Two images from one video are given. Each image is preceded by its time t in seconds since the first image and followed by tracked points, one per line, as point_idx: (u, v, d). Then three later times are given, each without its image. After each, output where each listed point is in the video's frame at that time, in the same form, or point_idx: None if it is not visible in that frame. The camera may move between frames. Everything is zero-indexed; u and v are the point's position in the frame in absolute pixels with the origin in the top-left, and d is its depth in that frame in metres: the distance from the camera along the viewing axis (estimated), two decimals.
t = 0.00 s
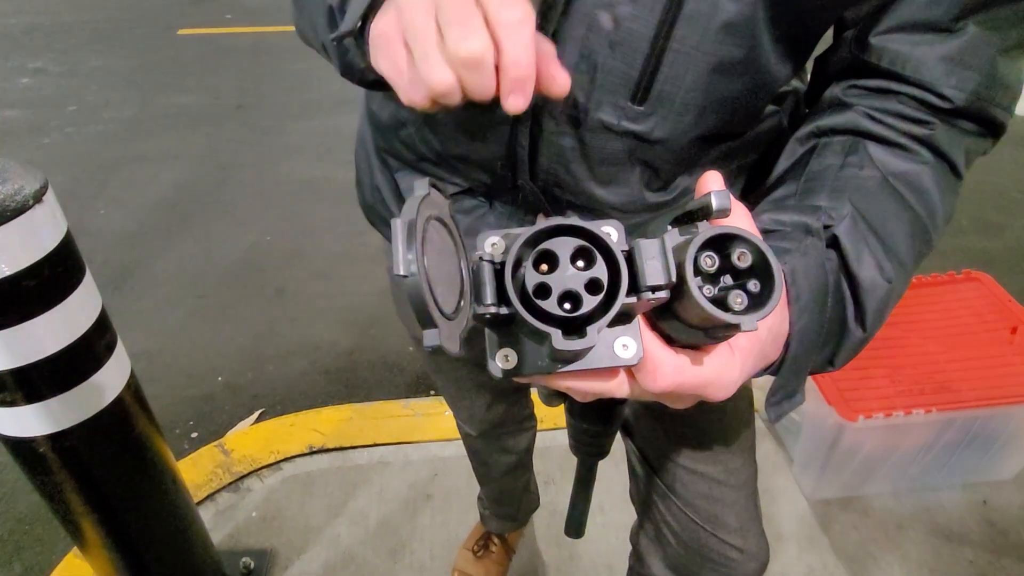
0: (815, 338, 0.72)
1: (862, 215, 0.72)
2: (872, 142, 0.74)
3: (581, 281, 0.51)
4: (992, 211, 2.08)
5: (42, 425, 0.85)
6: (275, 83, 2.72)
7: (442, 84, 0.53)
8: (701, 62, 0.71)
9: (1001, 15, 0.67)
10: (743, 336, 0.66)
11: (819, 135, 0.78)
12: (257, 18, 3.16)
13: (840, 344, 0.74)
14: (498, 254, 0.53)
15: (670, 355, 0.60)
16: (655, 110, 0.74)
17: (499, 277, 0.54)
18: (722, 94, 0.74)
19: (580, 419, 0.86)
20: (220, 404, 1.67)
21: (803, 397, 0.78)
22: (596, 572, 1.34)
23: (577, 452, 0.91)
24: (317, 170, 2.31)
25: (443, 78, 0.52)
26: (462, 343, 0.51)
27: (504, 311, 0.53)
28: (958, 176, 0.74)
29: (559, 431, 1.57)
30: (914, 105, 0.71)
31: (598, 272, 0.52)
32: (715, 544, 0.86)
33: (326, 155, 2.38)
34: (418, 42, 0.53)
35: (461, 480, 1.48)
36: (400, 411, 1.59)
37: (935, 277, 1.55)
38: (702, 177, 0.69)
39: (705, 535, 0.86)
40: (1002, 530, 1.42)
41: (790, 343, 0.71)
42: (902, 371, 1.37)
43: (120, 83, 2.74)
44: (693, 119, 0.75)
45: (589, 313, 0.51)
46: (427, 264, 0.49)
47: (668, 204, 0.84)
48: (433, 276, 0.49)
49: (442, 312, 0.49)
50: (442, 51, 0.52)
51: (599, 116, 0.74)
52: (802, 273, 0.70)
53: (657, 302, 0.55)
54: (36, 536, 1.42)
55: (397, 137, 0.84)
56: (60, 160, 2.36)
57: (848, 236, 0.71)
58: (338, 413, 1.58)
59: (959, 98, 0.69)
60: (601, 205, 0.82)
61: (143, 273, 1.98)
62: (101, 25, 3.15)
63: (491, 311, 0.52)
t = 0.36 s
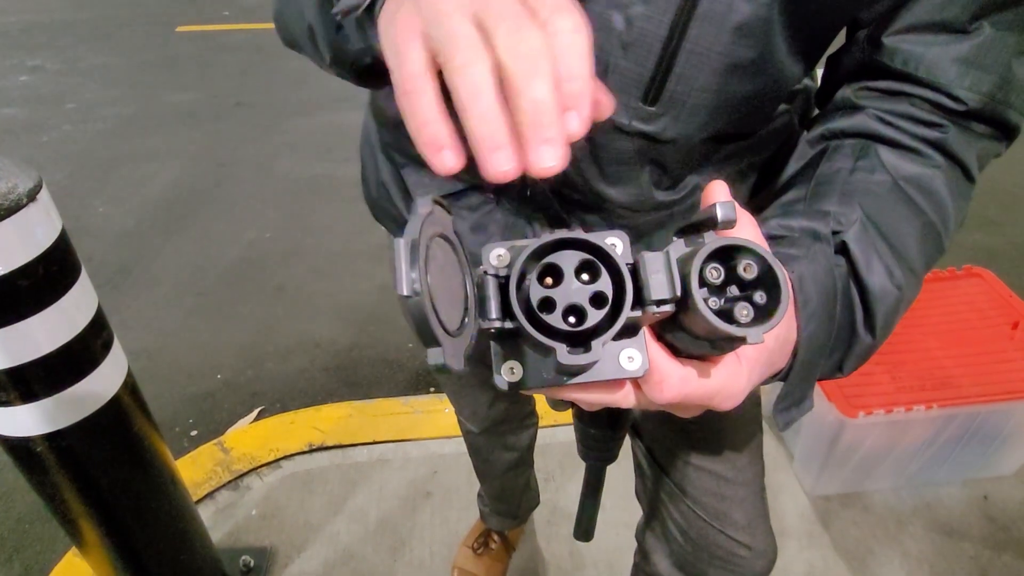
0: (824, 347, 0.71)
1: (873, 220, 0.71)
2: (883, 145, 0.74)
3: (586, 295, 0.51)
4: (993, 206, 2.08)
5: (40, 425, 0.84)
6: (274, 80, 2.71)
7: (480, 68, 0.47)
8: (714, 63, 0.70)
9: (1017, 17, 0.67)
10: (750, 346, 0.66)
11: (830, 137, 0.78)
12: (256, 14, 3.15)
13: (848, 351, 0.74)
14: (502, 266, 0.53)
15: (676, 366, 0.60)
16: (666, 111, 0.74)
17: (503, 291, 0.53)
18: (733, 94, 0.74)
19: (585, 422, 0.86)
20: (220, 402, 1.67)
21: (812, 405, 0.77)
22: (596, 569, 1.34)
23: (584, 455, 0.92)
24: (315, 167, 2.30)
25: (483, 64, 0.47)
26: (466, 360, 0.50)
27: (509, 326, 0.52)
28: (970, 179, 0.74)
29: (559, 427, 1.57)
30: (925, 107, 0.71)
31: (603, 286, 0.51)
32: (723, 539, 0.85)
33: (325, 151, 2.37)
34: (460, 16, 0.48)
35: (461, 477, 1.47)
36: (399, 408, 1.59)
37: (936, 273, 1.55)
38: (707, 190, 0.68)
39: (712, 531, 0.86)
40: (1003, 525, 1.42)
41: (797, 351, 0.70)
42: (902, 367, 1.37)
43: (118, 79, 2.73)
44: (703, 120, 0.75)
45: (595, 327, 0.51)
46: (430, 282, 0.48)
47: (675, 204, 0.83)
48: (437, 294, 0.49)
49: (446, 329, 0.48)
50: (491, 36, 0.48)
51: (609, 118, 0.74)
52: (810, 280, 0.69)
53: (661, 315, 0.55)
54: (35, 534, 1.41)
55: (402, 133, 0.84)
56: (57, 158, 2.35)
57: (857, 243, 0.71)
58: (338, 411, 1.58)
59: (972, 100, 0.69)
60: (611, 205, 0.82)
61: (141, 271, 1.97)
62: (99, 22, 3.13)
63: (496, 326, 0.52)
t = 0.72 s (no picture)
0: (837, 339, 0.71)
1: (887, 211, 0.71)
2: (896, 136, 0.73)
3: (597, 281, 0.50)
4: (996, 201, 2.07)
5: (35, 424, 0.83)
6: (273, 74, 2.69)
7: (564, 62, 0.47)
8: (732, 53, 0.71)
9: None
10: (762, 337, 0.66)
11: (842, 128, 0.77)
12: (254, 8, 3.13)
13: (862, 344, 0.73)
14: (512, 253, 0.52)
15: (687, 356, 0.59)
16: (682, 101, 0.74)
17: (512, 277, 0.52)
18: (750, 85, 0.74)
19: (591, 415, 0.86)
20: (218, 399, 1.65)
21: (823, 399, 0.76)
22: (596, 566, 1.34)
23: (590, 450, 0.90)
24: (314, 162, 2.29)
25: (566, 59, 0.47)
26: (474, 345, 0.50)
27: (517, 312, 0.51)
28: (984, 171, 0.73)
29: (559, 424, 1.56)
30: (941, 98, 0.70)
31: (614, 272, 0.50)
32: (729, 536, 0.84)
33: (324, 146, 2.35)
34: (544, 13, 0.49)
35: (461, 474, 1.47)
36: (398, 404, 1.58)
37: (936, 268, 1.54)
38: (723, 172, 0.68)
39: (718, 528, 0.85)
40: (1003, 521, 1.41)
41: (810, 343, 0.70)
42: (904, 362, 1.36)
43: (116, 75, 2.71)
44: (719, 112, 0.75)
45: (605, 315, 0.50)
46: (439, 264, 0.47)
47: (687, 196, 0.82)
48: (444, 277, 0.47)
49: (453, 314, 0.47)
50: (575, 39, 0.49)
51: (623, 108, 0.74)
52: (824, 272, 0.68)
53: (674, 303, 0.54)
54: (31, 532, 1.40)
55: (406, 126, 0.82)
56: (54, 154, 2.33)
57: (872, 234, 0.70)
58: (337, 407, 1.57)
59: (989, 90, 0.68)
60: (624, 199, 0.79)
61: (139, 267, 1.96)
62: (96, 17, 3.11)
63: (504, 311, 0.51)
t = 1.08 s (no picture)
0: (843, 337, 0.70)
1: (892, 206, 0.69)
2: (902, 130, 0.72)
3: (597, 277, 0.49)
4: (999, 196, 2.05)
5: (30, 422, 0.82)
6: (272, 70, 2.68)
7: (556, 90, 0.47)
8: (737, 47, 0.70)
9: None
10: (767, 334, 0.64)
11: (847, 122, 0.76)
12: (253, 4, 3.11)
13: (866, 342, 0.72)
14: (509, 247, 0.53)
15: (688, 353, 0.59)
16: (684, 96, 0.73)
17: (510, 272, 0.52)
18: (755, 79, 0.73)
19: (591, 412, 0.84)
20: (217, 396, 1.65)
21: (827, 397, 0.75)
22: (595, 563, 1.33)
23: (591, 449, 0.89)
24: (313, 158, 2.27)
25: (558, 87, 0.47)
26: (470, 341, 0.49)
27: (515, 308, 0.52)
28: (991, 166, 0.72)
29: (559, 421, 1.55)
30: (946, 91, 0.70)
31: (614, 267, 0.50)
32: (731, 534, 0.84)
33: (322, 142, 2.34)
34: (538, 38, 0.48)
35: (460, 471, 1.46)
36: (397, 401, 1.57)
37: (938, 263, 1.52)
38: (728, 165, 0.67)
39: (720, 525, 0.84)
40: (1004, 518, 1.41)
41: (813, 341, 0.69)
42: (907, 358, 1.35)
43: (114, 71, 2.69)
44: (722, 106, 0.74)
45: (604, 311, 0.50)
46: (434, 258, 0.46)
47: (688, 192, 0.81)
48: (440, 271, 0.46)
49: (449, 308, 0.46)
50: (570, 62, 0.48)
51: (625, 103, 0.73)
52: (829, 269, 0.67)
53: (675, 299, 0.54)
54: (30, 530, 1.40)
55: (407, 122, 0.81)
56: (53, 150, 2.32)
57: (877, 230, 0.69)
58: (335, 404, 1.56)
59: (996, 84, 0.67)
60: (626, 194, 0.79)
61: (138, 264, 1.95)
62: (94, 13, 3.09)
63: (501, 307, 0.51)
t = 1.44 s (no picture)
0: (854, 333, 0.68)
1: (905, 199, 0.68)
2: (914, 121, 0.71)
3: (607, 272, 0.49)
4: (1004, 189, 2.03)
5: (28, 418, 0.81)
6: (271, 63, 2.66)
7: (520, 90, 0.48)
8: (742, 37, 0.68)
9: None
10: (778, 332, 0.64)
11: (857, 112, 0.75)
12: None
13: (877, 337, 0.71)
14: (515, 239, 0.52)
15: (699, 350, 0.58)
16: (688, 88, 0.71)
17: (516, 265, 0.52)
18: (763, 68, 0.72)
19: (595, 410, 0.83)
20: (217, 390, 1.64)
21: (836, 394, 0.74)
22: (596, 558, 1.32)
23: (592, 446, 0.88)
24: (313, 151, 2.26)
25: (522, 84, 0.48)
26: (477, 338, 0.47)
27: (522, 303, 0.51)
28: (1003, 158, 0.71)
29: (560, 415, 1.54)
30: (959, 82, 0.68)
31: (625, 262, 0.49)
32: (734, 529, 0.82)
33: (322, 135, 2.32)
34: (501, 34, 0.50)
35: (462, 465, 1.45)
36: (398, 395, 1.56)
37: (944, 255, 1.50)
38: (741, 157, 0.66)
39: (723, 520, 0.83)
40: (1008, 512, 1.40)
41: (825, 337, 0.67)
42: (912, 351, 1.34)
43: (113, 64, 2.67)
44: (727, 97, 0.73)
45: (615, 308, 0.49)
46: (440, 251, 0.43)
47: (695, 184, 0.80)
48: (445, 266, 0.44)
49: (455, 305, 0.44)
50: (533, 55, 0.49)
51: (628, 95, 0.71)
52: (843, 264, 0.66)
53: (688, 295, 0.52)
54: (31, 525, 1.39)
55: (406, 113, 0.80)
56: (52, 144, 2.31)
57: (890, 223, 0.67)
58: (336, 398, 1.55)
59: (1010, 74, 0.65)
60: (628, 186, 0.77)
61: (137, 258, 1.93)
62: (92, 5, 3.07)
63: (508, 302, 0.51)
